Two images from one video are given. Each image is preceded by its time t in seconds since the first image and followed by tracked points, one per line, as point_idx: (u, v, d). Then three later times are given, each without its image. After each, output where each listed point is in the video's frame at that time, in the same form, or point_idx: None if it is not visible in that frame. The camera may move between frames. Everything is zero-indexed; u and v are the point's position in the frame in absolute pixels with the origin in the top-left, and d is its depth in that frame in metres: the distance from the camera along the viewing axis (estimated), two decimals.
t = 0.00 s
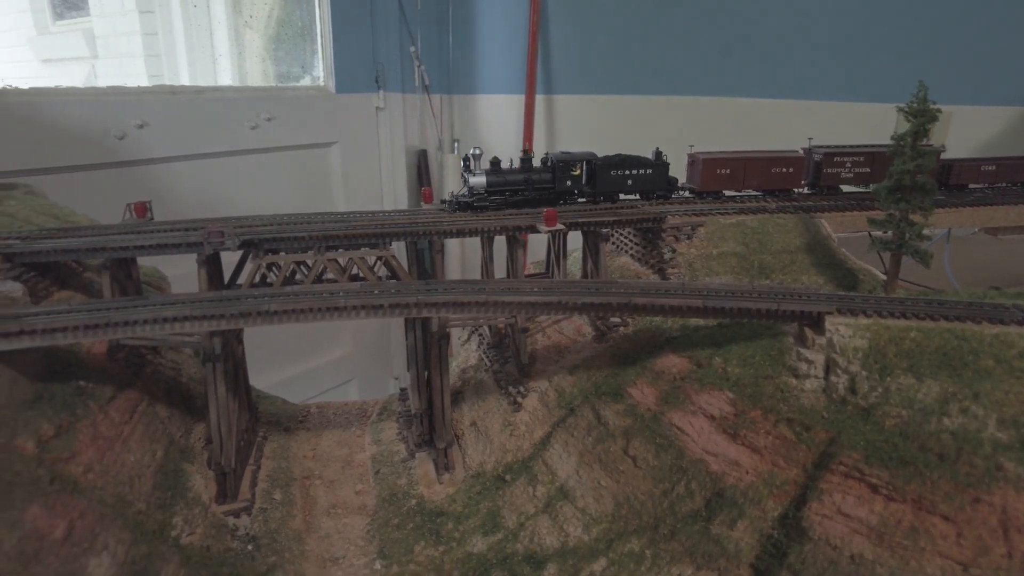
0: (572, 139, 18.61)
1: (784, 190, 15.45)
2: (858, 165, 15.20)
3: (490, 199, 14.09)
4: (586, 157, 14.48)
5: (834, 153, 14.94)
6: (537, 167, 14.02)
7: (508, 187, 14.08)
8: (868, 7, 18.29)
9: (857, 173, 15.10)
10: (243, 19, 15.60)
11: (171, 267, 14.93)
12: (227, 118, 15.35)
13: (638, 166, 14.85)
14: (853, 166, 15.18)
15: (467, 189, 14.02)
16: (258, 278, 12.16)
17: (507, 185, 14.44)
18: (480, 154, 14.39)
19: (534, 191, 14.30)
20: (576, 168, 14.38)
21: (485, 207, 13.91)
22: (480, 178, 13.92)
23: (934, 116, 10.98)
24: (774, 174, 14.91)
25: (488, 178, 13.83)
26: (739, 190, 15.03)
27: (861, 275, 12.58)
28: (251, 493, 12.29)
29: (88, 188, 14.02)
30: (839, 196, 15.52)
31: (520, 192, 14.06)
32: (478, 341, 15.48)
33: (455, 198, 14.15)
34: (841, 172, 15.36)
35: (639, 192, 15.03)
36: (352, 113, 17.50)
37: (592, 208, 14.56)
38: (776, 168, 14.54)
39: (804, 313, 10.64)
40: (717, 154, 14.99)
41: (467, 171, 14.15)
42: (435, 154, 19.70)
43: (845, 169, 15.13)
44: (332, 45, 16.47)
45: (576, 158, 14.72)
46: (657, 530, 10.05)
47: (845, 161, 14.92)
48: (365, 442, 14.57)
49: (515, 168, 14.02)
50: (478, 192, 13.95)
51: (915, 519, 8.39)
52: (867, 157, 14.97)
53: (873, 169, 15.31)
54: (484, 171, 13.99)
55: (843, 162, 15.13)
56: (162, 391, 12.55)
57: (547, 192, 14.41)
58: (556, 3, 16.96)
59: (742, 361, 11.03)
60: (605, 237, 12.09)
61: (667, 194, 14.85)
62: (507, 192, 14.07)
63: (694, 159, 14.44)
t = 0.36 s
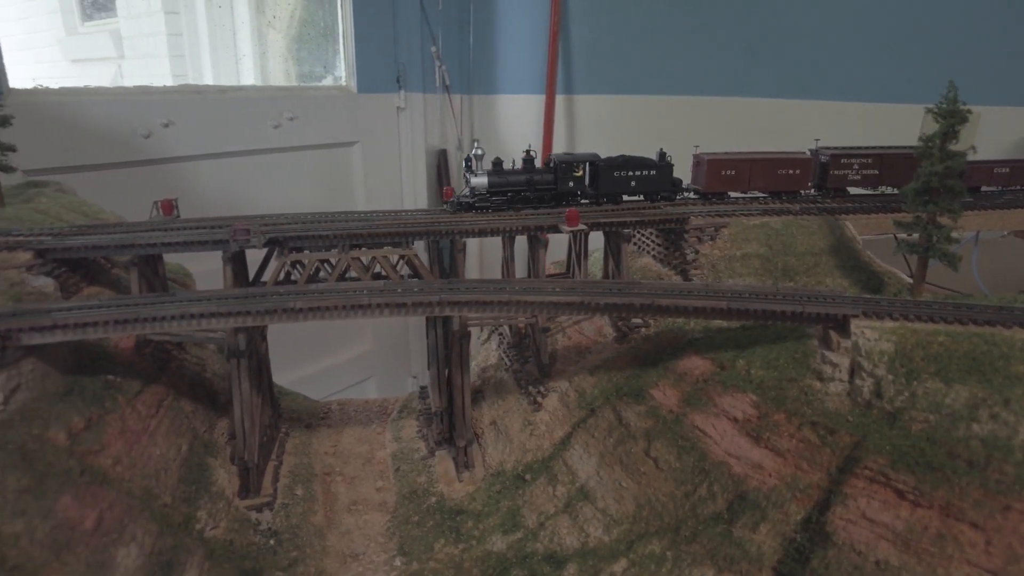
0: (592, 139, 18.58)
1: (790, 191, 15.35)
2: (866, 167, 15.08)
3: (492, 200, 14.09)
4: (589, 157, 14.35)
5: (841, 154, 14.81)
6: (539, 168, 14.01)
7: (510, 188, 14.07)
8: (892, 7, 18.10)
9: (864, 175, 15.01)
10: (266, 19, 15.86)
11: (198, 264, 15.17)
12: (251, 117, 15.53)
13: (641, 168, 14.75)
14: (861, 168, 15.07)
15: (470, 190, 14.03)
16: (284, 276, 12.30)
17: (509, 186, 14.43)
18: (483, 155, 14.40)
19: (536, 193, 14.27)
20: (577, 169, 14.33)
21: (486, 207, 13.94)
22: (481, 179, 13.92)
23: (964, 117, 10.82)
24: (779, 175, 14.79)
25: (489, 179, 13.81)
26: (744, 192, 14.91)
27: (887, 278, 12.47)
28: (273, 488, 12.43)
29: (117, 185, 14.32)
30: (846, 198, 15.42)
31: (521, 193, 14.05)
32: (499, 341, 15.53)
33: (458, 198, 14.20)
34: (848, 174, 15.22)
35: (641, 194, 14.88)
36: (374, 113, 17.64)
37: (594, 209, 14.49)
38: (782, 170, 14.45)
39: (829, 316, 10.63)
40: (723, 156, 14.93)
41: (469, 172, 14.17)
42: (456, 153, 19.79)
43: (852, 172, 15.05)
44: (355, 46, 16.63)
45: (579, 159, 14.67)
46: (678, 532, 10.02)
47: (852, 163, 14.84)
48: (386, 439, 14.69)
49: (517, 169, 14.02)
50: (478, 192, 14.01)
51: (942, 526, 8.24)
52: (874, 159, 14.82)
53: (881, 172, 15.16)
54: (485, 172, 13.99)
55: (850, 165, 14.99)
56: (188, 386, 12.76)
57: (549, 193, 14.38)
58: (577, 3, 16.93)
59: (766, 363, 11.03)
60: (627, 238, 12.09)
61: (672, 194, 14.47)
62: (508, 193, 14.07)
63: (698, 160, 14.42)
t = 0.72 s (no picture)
0: (613, 139, 18.47)
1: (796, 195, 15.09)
2: (876, 170, 14.82)
3: (491, 201, 14.03)
4: (590, 159, 14.28)
5: (850, 156, 14.56)
6: (540, 168, 13.96)
7: (510, 189, 14.00)
8: (919, 5, 17.79)
9: (875, 178, 14.74)
10: (290, 19, 15.98)
11: (222, 261, 15.42)
12: (275, 116, 15.73)
13: (643, 169, 14.63)
14: (871, 170, 14.81)
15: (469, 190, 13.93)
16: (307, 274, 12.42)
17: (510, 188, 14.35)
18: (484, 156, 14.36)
19: (536, 194, 14.21)
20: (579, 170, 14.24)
21: (485, 208, 13.79)
22: (480, 179, 13.83)
23: (997, 118, 10.57)
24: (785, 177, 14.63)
25: (489, 179, 13.73)
26: (749, 194, 14.73)
27: (913, 282, 12.25)
28: (294, 484, 12.53)
29: (144, 183, 14.59)
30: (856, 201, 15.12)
31: (521, 194, 13.98)
32: (518, 341, 15.55)
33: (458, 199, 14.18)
34: (858, 176, 14.96)
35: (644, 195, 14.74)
36: (395, 113, 17.74)
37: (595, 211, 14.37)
38: (789, 172, 14.25)
39: (854, 319, 10.54)
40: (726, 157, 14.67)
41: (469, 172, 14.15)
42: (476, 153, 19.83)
43: (862, 174, 14.78)
44: (377, 46, 16.77)
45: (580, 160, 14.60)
46: (699, 535, 9.94)
47: (862, 164, 14.61)
48: (405, 437, 14.78)
49: (517, 170, 13.97)
50: (478, 193, 13.83)
51: (970, 536, 8.06)
52: (884, 162, 14.55)
53: (891, 174, 14.88)
54: (485, 173, 13.92)
55: (860, 167, 14.74)
56: (211, 381, 12.95)
57: (550, 194, 14.31)
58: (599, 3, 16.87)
59: (789, 367, 10.93)
60: (649, 239, 12.06)
61: (675, 195, 14.30)
62: (509, 194, 14.00)
63: (704, 161, 14.23)
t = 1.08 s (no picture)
0: (632, 140, 18.36)
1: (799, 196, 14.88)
2: (881, 172, 14.54)
3: (491, 201, 13.96)
4: (590, 160, 14.15)
5: (854, 158, 14.35)
6: (539, 169, 13.87)
7: (510, 189, 13.91)
8: (943, 5, 17.55)
9: (880, 180, 14.49)
10: (310, 20, 16.14)
11: (244, 258, 15.62)
12: (295, 116, 15.89)
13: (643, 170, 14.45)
14: (876, 172, 14.55)
15: (467, 190, 13.90)
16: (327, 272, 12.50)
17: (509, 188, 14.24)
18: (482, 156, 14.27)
19: (535, 195, 14.10)
20: (578, 171, 14.12)
21: (485, 208, 13.79)
22: (480, 180, 13.78)
23: None
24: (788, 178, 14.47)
25: (488, 179, 13.65)
26: (751, 195, 14.56)
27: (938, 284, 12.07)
28: (313, 480, 12.61)
29: (167, 181, 14.83)
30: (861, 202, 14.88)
31: (520, 196, 13.90)
32: (536, 341, 15.61)
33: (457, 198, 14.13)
34: (863, 179, 14.73)
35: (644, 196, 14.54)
36: (414, 113, 17.86)
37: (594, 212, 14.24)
38: (792, 173, 14.09)
39: (877, 322, 10.36)
40: (728, 158, 14.48)
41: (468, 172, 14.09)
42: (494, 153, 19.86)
43: (867, 176, 14.54)
44: (397, 46, 16.88)
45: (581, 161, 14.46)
46: (717, 537, 9.88)
47: (866, 167, 14.35)
48: (423, 435, 14.88)
49: (516, 171, 13.88)
50: (477, 193, 13.80)
51: (997, 543, 7.87)
52: (890, 163, 14.31)
53: (897, 176, 14.63)
54: (484, 173, 13.84)
55: (865, 169, 14.52)
56: (232, 378, 13.11)
57: (550, 195, 14.22)
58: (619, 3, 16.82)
59: (811, 370, 10.82)
60: (669, 239, 12.10)
61: (676, 196, 14.17)
62: (508, 194, 13.90)
63: (705, 162, 14.12)
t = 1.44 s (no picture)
0: (654, 140, 18.26)
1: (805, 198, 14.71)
2: (886, 173, 14.46)
3: (493, 201, 13.96)
4: (592, 161, 13.99)
5: (859, 159, 14.27)
6: (541, 169, 13.84)
7: (512, 190, 13.89)
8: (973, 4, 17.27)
9: (885, 181, 14.37)
10: (334, 20, 16.29)
11: (268, 255, 15.83)
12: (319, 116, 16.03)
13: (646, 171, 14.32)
14: (881, 174, 14.47)
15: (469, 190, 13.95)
16: (352, 271, 12.61)
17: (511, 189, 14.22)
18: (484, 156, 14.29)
19: (537, 195, 14.05)
20: (580, 172, 14.05)
21: (486, 208, 13.80)
22: (481, 181, 13.82)
23: None
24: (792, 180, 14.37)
25: (489, 180, 13.70)
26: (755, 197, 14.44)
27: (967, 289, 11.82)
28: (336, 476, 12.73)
29: (194, 179, 15.06)
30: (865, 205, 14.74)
31: (522, 197, 13.86)
32: (558, 341, 15.64)
33: (460, 199, 14.17)
34: (867, 180, 14.63)
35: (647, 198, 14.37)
36: (436, 113, 17.97)
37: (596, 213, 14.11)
38: (796, 174, 13.96)
39: (905, 325, 10.20)
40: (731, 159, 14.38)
41: (470, 172, 14.15)
42: (515, 153, 19.90)
43: (871, 177, 14.43)
44: (419, 46, 16.97)
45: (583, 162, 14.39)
46: (740, 540, 9.82)
47: (871, 168, 14.25)
48: (444, 433, 14.99)
49: (518, 171, 13.87)
50: (478, 193, 13.85)
51: None
52: (895, 165, 14.23)
53: (902, 178, 14.53)
54: (486, 173, 13.86)
55: (869, 170, 14.42)
56: (257, 374, 13.30)
57: (551, 196, 14.16)
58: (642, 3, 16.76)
59: (837, 374, 10.66)
60: (694, 240, 12.13)
61: (679, 198, 14.02)
62: (509, 195, 13.88)
63: (708, 162, 14.09)
